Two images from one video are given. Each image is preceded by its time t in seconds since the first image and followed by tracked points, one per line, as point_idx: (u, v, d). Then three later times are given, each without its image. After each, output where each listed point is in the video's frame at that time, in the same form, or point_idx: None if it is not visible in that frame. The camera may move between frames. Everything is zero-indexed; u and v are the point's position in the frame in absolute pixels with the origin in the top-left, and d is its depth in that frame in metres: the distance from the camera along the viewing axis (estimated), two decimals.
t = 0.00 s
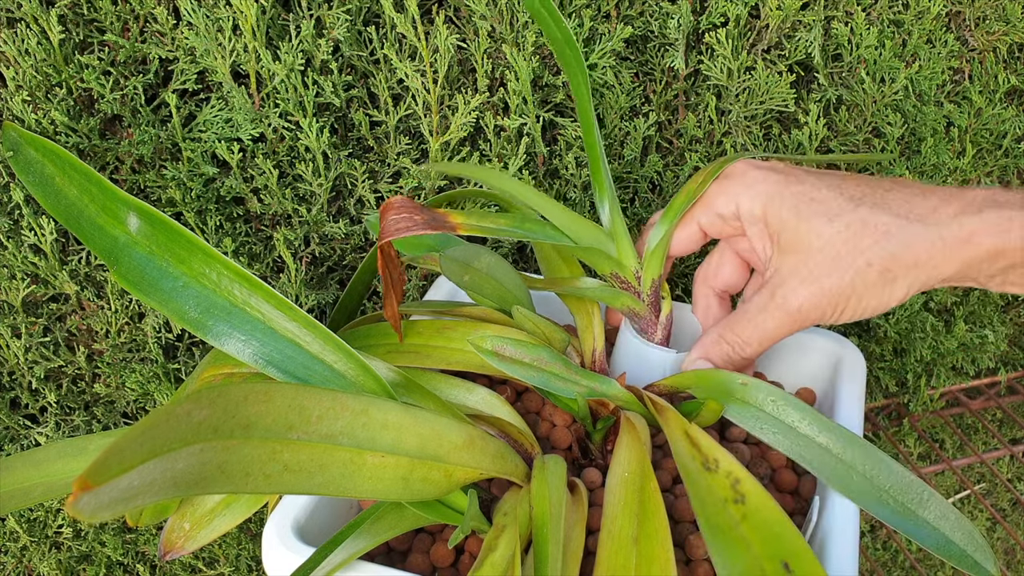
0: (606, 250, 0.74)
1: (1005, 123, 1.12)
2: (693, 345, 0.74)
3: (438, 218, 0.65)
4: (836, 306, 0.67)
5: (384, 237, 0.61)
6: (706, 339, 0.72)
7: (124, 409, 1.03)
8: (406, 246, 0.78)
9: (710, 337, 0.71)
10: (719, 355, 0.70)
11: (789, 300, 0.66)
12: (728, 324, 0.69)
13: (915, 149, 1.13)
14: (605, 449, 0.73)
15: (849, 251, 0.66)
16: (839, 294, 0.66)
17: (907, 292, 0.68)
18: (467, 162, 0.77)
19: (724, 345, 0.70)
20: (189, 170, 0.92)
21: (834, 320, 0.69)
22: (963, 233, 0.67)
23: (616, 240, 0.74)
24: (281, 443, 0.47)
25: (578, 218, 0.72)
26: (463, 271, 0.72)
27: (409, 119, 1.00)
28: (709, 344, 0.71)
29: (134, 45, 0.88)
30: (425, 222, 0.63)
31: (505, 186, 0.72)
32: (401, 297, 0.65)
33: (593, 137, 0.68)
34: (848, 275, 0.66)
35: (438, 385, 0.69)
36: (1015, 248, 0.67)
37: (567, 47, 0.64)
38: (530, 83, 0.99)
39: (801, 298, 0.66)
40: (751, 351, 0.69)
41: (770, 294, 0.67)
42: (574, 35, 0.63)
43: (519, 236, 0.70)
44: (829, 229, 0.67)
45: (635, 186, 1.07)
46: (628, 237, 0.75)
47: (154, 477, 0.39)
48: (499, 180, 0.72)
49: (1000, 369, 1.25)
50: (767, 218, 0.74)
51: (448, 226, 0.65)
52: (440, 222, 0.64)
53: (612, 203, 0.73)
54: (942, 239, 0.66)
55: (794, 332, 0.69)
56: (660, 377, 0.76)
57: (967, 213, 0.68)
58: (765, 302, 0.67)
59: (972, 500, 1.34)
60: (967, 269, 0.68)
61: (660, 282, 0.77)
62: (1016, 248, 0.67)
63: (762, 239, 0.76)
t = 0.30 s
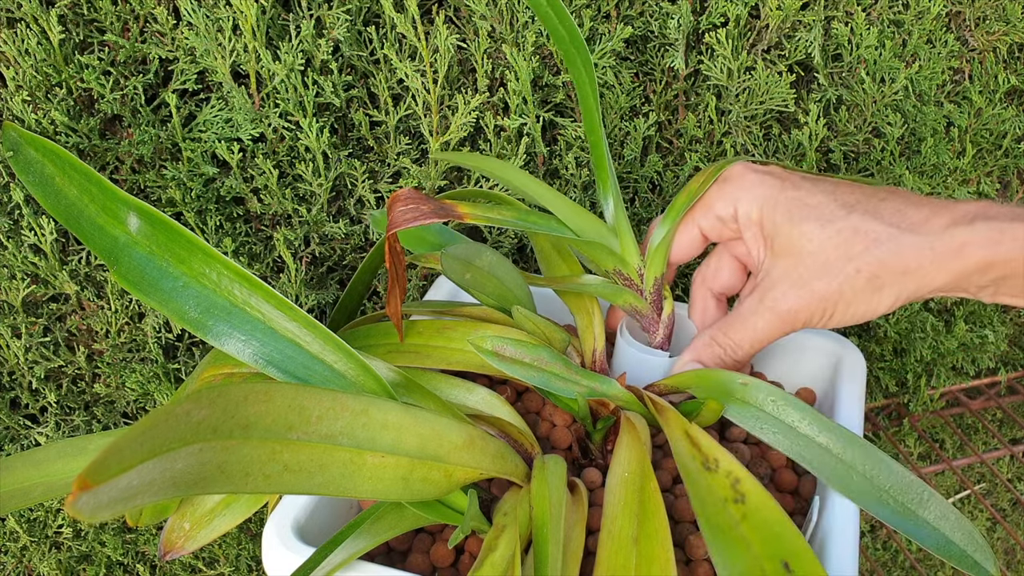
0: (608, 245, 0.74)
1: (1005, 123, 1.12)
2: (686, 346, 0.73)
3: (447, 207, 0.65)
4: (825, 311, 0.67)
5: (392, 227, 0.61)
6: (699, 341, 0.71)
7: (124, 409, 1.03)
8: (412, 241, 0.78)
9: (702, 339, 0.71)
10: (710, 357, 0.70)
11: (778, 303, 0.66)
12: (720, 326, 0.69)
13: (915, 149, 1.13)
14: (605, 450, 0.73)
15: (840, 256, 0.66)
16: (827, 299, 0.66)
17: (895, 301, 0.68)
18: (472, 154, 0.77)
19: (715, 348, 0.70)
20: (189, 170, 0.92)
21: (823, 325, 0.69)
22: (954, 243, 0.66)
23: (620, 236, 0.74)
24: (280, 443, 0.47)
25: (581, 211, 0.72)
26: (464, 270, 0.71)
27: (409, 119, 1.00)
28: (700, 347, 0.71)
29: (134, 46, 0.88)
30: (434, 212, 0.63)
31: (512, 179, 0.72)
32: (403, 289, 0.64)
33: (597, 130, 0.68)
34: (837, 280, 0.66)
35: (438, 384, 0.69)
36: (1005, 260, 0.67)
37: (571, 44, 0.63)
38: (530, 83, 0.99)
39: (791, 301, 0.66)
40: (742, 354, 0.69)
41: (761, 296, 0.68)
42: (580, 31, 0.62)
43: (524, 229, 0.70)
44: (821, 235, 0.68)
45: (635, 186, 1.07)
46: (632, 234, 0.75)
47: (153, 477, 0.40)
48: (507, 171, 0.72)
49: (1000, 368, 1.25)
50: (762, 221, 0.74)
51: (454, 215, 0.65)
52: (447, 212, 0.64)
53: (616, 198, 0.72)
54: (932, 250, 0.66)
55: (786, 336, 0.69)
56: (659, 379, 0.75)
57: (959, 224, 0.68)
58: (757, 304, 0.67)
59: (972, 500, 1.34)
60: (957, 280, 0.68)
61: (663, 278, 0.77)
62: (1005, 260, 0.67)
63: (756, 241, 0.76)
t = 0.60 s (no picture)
0: (609, 247, 0.74)
1: (1005, 123, 1.12)
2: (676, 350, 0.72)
3: (446, 211, 0.65)
4: (820, 317, 0.66)
5: (391, 232, 0.60)
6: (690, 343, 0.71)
7: (124, 409, 1.03)
8: (412, 242, 0.79)
9: (693, 341, 0.70)
10: (700, 359, 0.69)
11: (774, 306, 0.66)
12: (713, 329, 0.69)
13: (915, 149, 1.13)
14: (605, 449, 0.73)
15: (837, 261, 0.66)
16: (822, 303, 0.66)
17: (891, 311, 0.67)
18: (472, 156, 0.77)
19: (706, 350, 0.69)
20: (189, 170, 0.92)
21: (817, 333, 0.68)
22: (956, 255, 0.67)
23: (620, 236, 0.74)
24: (281, 443, 0.47)
25: (580, 214, 0.72)
26: (464, 271, 0.71)
27: (409, 119, 1.00)
28: (691, 348, 0.70)
29: (134, 45, 0.88)
30: (433, 215, 0.62)
31: (510, 180, 0.72)
32: (403, 290, 0.64)
33: (599, 132, 0.68)
34: (834, 284, 0.65)
35: (438, 384, 0.69)
36: (1005, 273, 0.69)
37: (577, 45, 0.63)
38: (530, 83, 0.99)
39: (786, 304, 0.66)
40: (733, 357, 0.68)
41: (755, 300, 0.67)
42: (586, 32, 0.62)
43: (524, 231, 0.70)
44: (820, 239, 0.68)
45: (635, 186, 1.07)
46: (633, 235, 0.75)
47: (153, 478, 0.40)
48: (505, 173, 0.73)
49: (1000, 368, 1.25)
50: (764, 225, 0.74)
51: (453, 218, 0.65)
52: (446, 216, 0.64)
53: (616, 199, 0.72)
54: (935, 260, 0.66)
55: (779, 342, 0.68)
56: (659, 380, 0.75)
57: (959, 236, 0.68)
58: (751, 307, 0.67)
59: (972, 500, 1.34)
60: (957, 293, 0.69)
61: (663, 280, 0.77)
62: (1006, 272, 0.69)
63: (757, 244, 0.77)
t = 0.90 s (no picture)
0: (613, 242, 0.74)
1: (1005, 124, 1.12)
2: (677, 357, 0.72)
3: (455, 199, 0.65)
4: (827, 337, 0.66)
5: (401, 221, 0.61)
6: (693, 352, 0.70)
7: (124, 409, 1.03)
8: (415, 239, 0.78)
9: (696, 352, 0.69)
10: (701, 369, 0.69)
11: (783, 322, 0.65)
12: (717, 341, 0.68)
13: (915, 149, 1.13)
14: (604, 450, 0.73)
15: (851, 282, 0.66)
16: (833, 322, 0.65)
17: (900, 336, 0.67)
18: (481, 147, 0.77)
19: (708, 360, 0.68)
20: (189, 170, 0.92)
21: (823, 352, 0.68)
22: (970, 283, 0.68)
23: (625, 233, 0.74)
24: (280, 443, 0.47)
25: (587, 206, 0.71)
26: (464, 270, 0.71)
27: (409, 119, 1.00)
28: (693, 356, 0.69)
29: (134, 46, 0.88)
30: (441, 203, 0.63)
31: (521, 173, 0.72)
32: (407, 286, 0.64)
33: (606, 129, 0.68)
34: (847, 306, 0.65)
35: (438, 385, 0.69)
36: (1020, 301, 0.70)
37: (583, 43, 0.63)
38: (530, 83, 0.99)
39: (798, 320, 0.65)
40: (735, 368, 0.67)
41: (764, 315, 0.66)
42: (594, 30, 0.62)
43: (530, 222, 0.70)
44: (836, 258, 0.68)
45: (635, 186, 1.07)
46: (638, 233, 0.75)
47: (153, 478, 0.40)
48: (516, 163, 0.72)
49: (1000, 369, 1.25)
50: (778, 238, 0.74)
51: (462, 206, 0.65)
52: (455, 203, 0.64)
53: (623, 196, 0.72)
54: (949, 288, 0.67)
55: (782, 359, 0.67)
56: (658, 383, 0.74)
57: (973, 265, 0.70)
58: (758, 321, 0.66)
59: (972, 500, 1.34)
60: (972, 321, 0.70)
61: (666, 281, 0.76)
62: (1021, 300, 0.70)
63: (767, 258, 0.76)
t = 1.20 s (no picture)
0: (611, 243, 0.73)
1: (1005, 124, 1.13)
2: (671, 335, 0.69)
3: (450, 201, 0.65)
4: (821, 320, 0.65)
5: (396, 223, 0.60)
6: (685, 331, 0.68)
7: (124, 409, 1.03)
8: (411, 243, 0.78)
9: (688, 330, 0.67)
10: (692, 349, 0.66)
11: (775, 304, 0.64)
12: (709, 319, 0.66)
13: (915, 148, 1.13)
14: (605, 450, 0.73)
15: (847, 265, 0.66)
16: (827, 304, 0.64)
17: (894, 322, 0.67)
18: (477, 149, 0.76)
19: (699, 339, 0.66)
20: (189, 170, 0.92)
21: (815, 335, 0.67)
22: (965, 268, 0.67)
23: (621, 232, 0.74)
24: (281, 442, 0.47)
25: (584, 208, 0.71)
26: (464, 270, 0.71)
27: (409, 119, 1.01)
28: (685, 336, 0.67)
29: (134, 46, 0.88)
30: (435, 207, 0.62)
31: (515, 175, 0.72)
32: (406, 288, 0.64)
33: (599, 128, 0.68)
34: (842, 289, 0.65)
35: (438, 385, 0.69)
36: (1015, 288, 0.68)
37: (576, 44, 0.63)
38: (530, 83, 0.99)
39: (789, 303, 0.64)
40: (726, 348, 0.64)
41: (757, 295, 0.65)
42: (586, 31, 0.62)
43: (526, 224, 0.69)
44: (832, 241, 0.68)
45: (635, 186, 1.07)
46: (633, 232, 0.75)
47: (154, 476, 0.40)
48: (511, 167, 0.72)
49: (1000, 369, 1.25)
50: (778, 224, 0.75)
51: (458, 208, 0.65)
52: (450, 205, 0.64)
53: (618, 196, 0.72)
54: (944, 273, 0.67)
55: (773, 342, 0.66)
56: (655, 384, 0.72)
57: (969, 251, 0.69)
58: (752, 301, 0.65)
59: (972, 500, 1.34)
60: (966, 308, 0.68)
61: (664, 279, 0.76)
62: (1017, 287, 0.68)
63: (767, 245, 0.77)
